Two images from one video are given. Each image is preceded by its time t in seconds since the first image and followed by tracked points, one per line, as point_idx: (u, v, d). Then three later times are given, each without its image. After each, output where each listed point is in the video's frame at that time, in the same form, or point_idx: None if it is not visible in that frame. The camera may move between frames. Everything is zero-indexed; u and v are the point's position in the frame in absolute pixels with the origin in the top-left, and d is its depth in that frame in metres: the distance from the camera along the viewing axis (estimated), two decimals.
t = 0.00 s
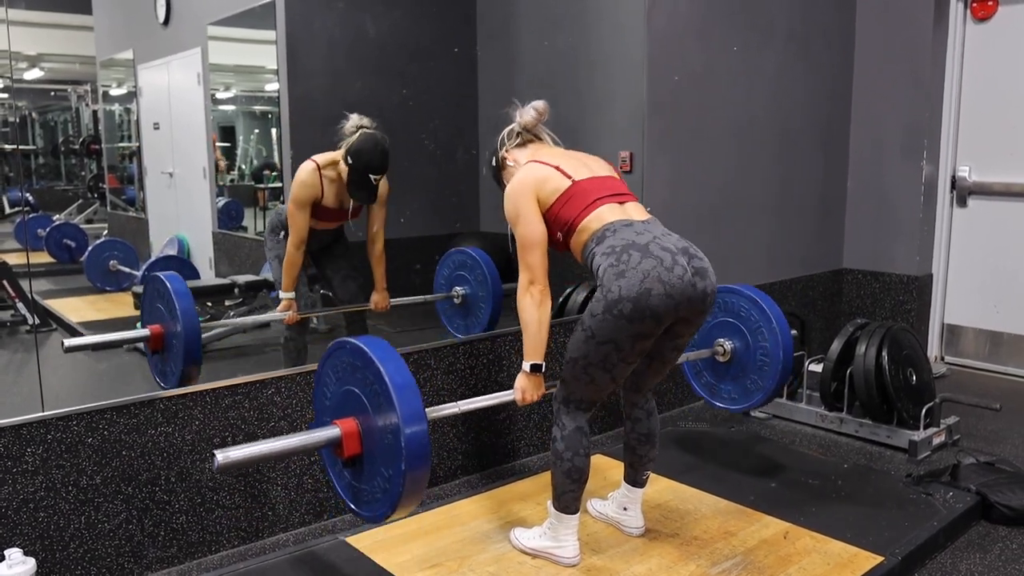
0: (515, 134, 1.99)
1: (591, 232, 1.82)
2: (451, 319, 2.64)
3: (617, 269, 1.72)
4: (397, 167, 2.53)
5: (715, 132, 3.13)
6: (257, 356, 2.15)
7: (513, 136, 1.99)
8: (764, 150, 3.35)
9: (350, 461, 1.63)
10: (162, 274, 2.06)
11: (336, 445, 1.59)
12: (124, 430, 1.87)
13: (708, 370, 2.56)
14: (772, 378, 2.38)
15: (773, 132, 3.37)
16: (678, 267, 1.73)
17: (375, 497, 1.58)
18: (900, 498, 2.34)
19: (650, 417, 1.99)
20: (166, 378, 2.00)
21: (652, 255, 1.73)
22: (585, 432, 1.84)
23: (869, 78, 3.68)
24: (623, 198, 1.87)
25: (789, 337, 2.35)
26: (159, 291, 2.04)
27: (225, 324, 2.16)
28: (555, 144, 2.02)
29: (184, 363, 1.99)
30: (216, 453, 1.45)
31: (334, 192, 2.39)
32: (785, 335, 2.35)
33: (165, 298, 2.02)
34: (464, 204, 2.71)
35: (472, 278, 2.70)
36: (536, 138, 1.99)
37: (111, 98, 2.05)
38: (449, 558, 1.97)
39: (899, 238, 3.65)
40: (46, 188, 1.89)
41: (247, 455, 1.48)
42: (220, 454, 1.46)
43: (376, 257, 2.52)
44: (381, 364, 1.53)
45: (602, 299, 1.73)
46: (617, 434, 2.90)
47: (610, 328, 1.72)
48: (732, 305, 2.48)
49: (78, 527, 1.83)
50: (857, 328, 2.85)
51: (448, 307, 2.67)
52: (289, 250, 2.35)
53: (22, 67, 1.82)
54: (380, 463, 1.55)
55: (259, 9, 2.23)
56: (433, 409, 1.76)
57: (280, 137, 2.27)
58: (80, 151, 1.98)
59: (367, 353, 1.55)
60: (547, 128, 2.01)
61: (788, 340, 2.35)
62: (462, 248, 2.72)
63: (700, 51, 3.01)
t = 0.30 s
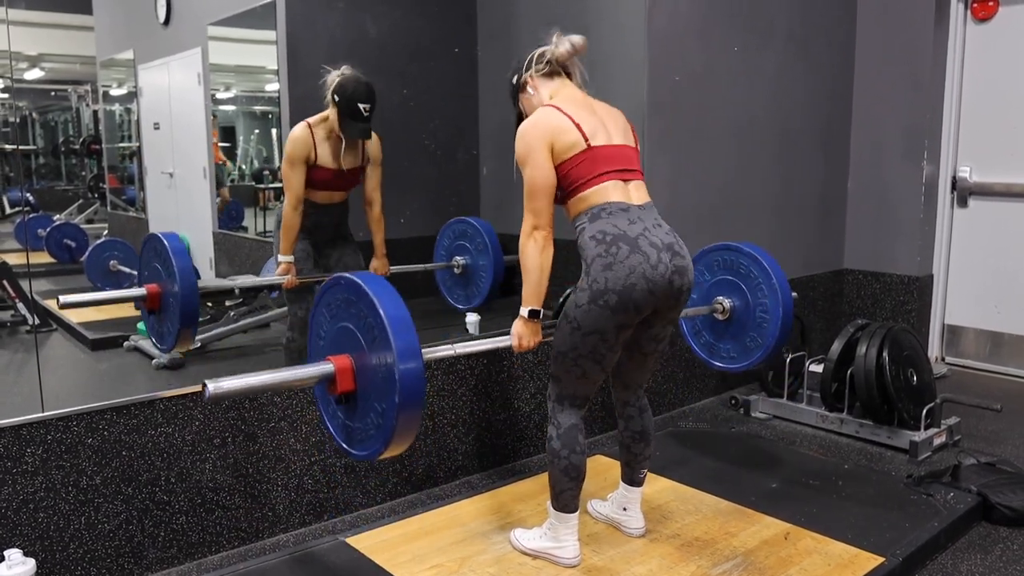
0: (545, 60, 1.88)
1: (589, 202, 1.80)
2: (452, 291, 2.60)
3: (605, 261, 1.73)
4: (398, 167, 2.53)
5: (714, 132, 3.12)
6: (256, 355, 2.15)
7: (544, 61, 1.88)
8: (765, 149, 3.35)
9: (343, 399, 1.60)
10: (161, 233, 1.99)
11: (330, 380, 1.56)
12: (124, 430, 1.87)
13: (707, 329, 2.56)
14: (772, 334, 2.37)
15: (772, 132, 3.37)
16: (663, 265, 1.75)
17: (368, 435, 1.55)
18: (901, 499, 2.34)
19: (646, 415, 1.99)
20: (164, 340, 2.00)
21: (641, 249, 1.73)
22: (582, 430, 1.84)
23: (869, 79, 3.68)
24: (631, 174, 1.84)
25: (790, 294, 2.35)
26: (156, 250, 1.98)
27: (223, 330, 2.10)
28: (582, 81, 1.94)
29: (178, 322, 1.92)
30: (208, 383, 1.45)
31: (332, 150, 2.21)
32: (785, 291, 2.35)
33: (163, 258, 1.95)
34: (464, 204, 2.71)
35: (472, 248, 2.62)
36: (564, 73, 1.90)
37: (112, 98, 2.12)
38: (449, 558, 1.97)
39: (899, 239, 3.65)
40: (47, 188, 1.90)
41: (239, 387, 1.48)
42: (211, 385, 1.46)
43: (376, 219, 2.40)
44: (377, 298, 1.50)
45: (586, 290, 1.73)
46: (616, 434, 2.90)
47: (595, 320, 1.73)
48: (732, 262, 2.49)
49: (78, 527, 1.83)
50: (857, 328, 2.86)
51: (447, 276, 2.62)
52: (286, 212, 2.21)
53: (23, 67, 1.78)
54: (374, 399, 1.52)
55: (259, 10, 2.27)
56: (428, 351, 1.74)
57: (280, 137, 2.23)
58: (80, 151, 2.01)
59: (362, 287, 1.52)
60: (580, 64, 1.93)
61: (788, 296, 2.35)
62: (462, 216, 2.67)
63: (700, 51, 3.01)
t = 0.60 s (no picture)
0: (600, 19, 1.76)
1: (585, 189, 1.79)
2: (453, 272, 2.67)
3: (587, 253, 1.75)
4: (398, 167, 2.56)
5: (715, 133, 3.11)
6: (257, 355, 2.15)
7: (599, 15, 1.76)
8: (766, 149, 3.34)
9: (338, 353, 1.59)
10: (161, 203, 2.02)
11: (324, 333, 1.54)
12: (124, 431, 1.86)
13: (704, 303, 2.54)
14: (769, 307, 2.34)
15: (774, 132, 3.36)
16: (641, 263, 1.78)
17: (362, 389, 1.53)
18: (903, 500, 2.34)
19: (646, 416, 1.99)
20: (161, 310, 2.06)
21: (622, 247, 1.75)
22: (584, 428, 1.83)
23: (871, 79, 3.68)
24: (638, 172, 1.80)
25: (788, 268, 2.33)
26: (156, 220, 2.01)
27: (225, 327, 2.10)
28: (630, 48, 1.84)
29: (178, 295, 1.96)
30: (202, 331, 1.48)
31: (324, 125, 2.34)
32: (783, 265, 2.33)
33: (163, 228, 1.99)
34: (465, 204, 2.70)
35: (474, 229, 2.69)
36: (614, 38, 1.79)
37: (112, 98, 2.06)
38: (450, 559, 1.97)
39: (900, 239, 3.65)
40: (48, 188, 1.88)
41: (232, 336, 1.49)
42: (205, 332, 1.49)
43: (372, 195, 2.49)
44: (373, 250, 1.48)
45: (567, 279, 1.76)
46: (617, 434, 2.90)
47: (579, 309, 1.75)
48: (731, 236, 2.46)
49: (78, 528, 1.83)
50: (858, 329, 2.85)
51: (449, 258, 2.66)
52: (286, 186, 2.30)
53: (23, 67, 1.78)
54: (369, 352, 1.51)
55: (259, 9, 2.24)
56: (427, 310, 1.70)
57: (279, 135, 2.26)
58: (80, 151, 1.98)
59: (359, 239, 1.50)
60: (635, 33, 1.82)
61: (786, 269, 2.32)
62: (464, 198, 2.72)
63: (701, 50, 3.01)
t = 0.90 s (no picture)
0: (625, 21, 1.75)
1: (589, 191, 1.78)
2: (452, 274, 2.66)
3: (581, 255, 1.76)
4: (398, 167, 2.56)
5: (714, 133, 3.11)
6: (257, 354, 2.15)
7: (626, 17, 1.75)
8: (766, 150, 3.34)
9: (342, 350, 1.59)
10: (161, 200, 2.03)
11: (330, 330, 1.54)
12: (124, 431, 1.86)
13: (707, 306, 2.54)
14: (773, 311, 2.35)
15: (774, 133, 3.36)
16: (635, 266, 1.78)
17: (366, 387, 1.54)
18: (902, 500, 2.34)
19: (646, 417, 1.98)
20: (161, 308, 2.05)
21: (616, 251, 1.76)
22: (584, 428, 1.83)
23: (871, 80, 3.68)
24: (640, 179, 1.80)
25: (792, 272, 2.33)
26: (157, 217, 2.01)
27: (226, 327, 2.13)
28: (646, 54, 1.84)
29: (178, 291, 1.98)
30: (206, 322, 1.47)
31: (319, 123, 2.34)
32: (787, 269, 2.33)
33: (163, 224, 2.00)
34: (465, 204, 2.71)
35: (474, 231, 2.67)
36: (636, 41, 1.78)
37: (111, 99, 2.00)
38: (450, 559, 1.97)
39: (900, 240, 3.65)
40: (47, 188, 1.89)
41: (237, 329, 1.49)
42: (210, 325, 1.47)
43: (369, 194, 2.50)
44: (380, 246, 1.48)
45: (561, 278, 1.78)
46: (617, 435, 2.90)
47: (573, 309, 1.76)
48: (736, 239, 2.46)
49: (78, 528, 1.82)
50: (858, 330, 2.85)
51: (449, 259, 2.65)
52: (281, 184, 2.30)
53: (23, 67, 1.82)
54: (373, 349, 1.51)
55: (260, 9, 2.22)
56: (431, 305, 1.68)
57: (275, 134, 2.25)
58: (80, 151, 1.95)
59: (366, 236, 1.50)
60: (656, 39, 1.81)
61: (790, 274, 2.33)
62: (463, 200, 2.71)
63: (701, 50, 3.01)
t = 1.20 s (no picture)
0: (622, 18, 1.75)
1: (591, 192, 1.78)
2: (451, 276, 2.67)
3: (585, 256, 1.76)
4: (398, 167, 2.56)
5: (714, 133, 3.11)
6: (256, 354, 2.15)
7: (621, 16, 1.75)
8: (766, 150, 3.34)
9: (345, 352, 1.59)
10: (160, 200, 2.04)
11: (332, 331, 1.55)
12: (123, 431, 1.86)
13: (709, 308, 2.54)
14: (774, 316, 2.35)
15: (773, 133, 3.36)
16: (639, 267, 1.78)
17: (369, 390, 1.54)
18: (902, 500, 2.34)
19: (646, 417, 1.99)
20: (161, 308, 2.04)
21: (620, 251, 1.76)
22: (584, 429, 1.83)
23: (871, 80, 3.68)
24: (642, 178, 1.80)
25: (795, 277, 2.33)
26: (156, 217, 2.02)
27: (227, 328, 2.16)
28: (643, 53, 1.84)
29: (177, 291, 1.97)
30: (209, 324, 1.45)
31: (320, 125, 2.34)
32: (790, 274, 2.33)
33: (162, 225, 2.00)
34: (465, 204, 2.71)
35: (473, 232, 2.68)
36: (633, 41, 1.78)
37: (111, 98, 2.02)
38: (450, 559, 1.97)
39: (900, 240, 3.65)
40: (47, 188, 1.89)
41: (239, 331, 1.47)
42: (212, 327, 1.46)
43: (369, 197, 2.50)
44: (384, 249, 1.48)
45: (565, 280, 1.78)
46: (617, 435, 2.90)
47: (576, 310, 1.76)
48: (738, 242, 2.46)
49: (77, 528, 1.82)
50: (858, 330, 2.85)
51: (448, 262, 2.66)
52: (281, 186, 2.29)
53: (23, 67, 1.81)
54: (376, 352, 1.52)
55: (260, 9, 2.21)
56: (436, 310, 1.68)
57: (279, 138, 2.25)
58: (80, 151, 1.96)
59: (370, 238, 1.50)
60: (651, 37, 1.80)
61: (792, 279, 2.33)
62: (462, 201, 2.70)
63: (701, 51, 3.01)
